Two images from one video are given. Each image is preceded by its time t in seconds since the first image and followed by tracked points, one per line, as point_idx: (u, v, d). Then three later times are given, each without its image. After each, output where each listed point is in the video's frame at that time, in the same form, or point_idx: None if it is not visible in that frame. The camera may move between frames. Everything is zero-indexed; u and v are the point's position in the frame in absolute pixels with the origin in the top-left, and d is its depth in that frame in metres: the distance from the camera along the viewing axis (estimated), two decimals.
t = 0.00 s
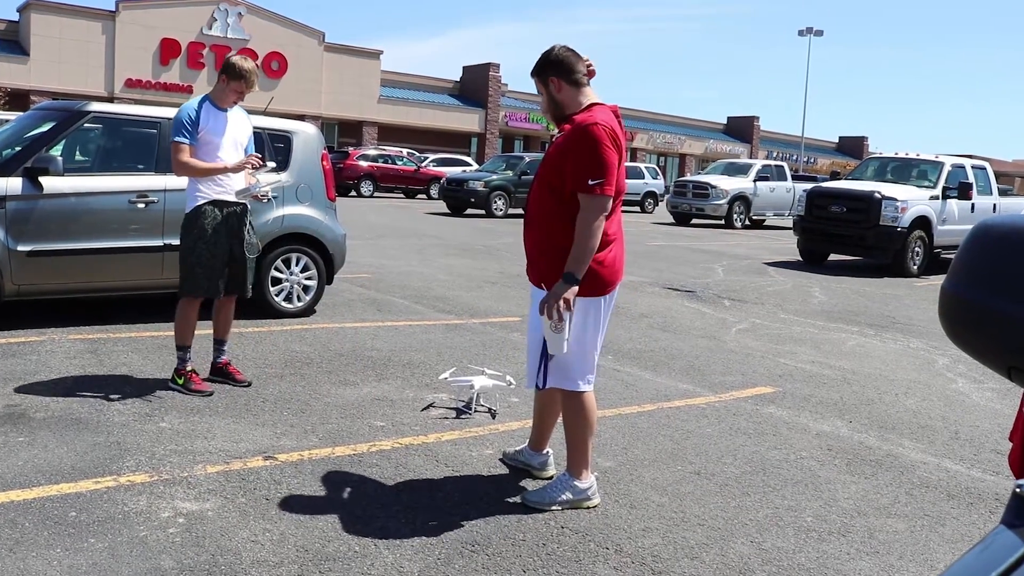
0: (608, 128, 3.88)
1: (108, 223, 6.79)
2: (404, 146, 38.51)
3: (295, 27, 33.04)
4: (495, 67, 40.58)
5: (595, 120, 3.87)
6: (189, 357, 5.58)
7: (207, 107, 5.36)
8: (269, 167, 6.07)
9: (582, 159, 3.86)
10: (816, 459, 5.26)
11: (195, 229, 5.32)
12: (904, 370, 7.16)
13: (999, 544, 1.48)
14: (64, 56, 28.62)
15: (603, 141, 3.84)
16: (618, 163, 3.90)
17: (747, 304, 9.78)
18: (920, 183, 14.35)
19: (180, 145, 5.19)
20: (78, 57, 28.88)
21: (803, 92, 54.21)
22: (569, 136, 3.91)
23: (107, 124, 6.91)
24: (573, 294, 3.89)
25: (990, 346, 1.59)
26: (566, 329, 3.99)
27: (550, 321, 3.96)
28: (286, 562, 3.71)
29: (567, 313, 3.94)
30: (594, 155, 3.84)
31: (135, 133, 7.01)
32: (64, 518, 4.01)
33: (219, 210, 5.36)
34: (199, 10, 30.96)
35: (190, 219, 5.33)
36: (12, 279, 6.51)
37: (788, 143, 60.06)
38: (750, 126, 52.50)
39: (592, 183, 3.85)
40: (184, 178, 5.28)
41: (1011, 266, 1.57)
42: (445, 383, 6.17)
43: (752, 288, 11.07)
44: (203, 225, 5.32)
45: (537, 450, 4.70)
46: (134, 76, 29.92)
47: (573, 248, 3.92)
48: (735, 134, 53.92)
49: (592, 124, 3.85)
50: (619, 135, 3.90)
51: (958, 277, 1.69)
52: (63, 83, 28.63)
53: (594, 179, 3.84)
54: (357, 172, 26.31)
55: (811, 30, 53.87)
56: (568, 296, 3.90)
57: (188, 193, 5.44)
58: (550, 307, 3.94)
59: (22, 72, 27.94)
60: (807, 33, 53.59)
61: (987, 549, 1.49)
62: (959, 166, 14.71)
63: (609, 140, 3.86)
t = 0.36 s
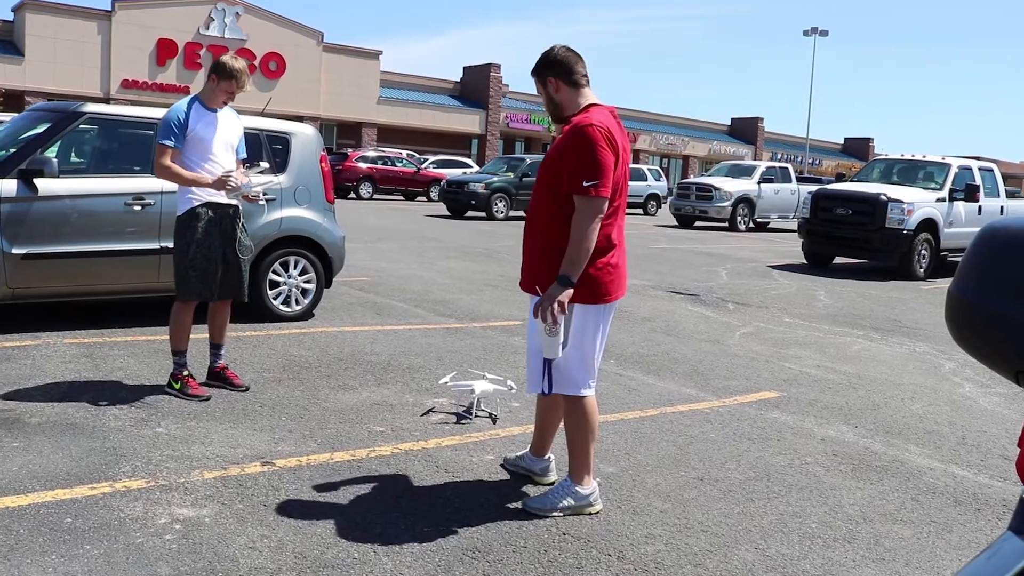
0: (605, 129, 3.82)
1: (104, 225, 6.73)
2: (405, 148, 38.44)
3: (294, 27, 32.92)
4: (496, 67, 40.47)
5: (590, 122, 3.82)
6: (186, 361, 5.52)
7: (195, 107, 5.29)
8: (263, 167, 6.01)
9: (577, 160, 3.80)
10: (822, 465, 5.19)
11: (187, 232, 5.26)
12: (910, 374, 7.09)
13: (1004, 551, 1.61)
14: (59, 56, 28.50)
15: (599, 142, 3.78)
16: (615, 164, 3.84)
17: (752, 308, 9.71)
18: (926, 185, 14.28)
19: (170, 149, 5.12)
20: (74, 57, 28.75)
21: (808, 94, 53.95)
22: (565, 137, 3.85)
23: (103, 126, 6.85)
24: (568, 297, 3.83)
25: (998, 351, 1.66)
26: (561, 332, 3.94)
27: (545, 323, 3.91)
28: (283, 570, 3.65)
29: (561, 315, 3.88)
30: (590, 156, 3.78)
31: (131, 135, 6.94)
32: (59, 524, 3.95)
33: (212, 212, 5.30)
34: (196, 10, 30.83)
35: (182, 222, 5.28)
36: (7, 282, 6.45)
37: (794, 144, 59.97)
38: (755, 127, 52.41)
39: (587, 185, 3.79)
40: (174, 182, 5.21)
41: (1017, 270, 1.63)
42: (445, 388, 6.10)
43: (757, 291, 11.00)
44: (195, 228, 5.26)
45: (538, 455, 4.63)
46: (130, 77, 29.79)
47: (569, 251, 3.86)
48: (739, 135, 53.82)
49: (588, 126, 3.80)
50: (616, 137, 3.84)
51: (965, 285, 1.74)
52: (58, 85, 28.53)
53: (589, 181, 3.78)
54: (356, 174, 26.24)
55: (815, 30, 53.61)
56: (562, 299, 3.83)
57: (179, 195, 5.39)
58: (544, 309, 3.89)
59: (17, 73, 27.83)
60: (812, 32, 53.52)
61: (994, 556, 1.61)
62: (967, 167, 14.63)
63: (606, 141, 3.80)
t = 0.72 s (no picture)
0: (603, 127, 3.77)
1: (99, 228, 6.67)
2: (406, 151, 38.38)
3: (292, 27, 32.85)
4: (497, 68, 40.39)
5: (588, 120, 3.77)
6: (183, 366, 5.46)
7: (189, 108, 5.22)
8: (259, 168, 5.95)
9: (575, 159, 3.75)
10: (827, 470, 5.13)
11: (185, 234, 5.21)
12: (916, 379, 7.02)
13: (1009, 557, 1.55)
14: (54, 57, 28.40)
15: (596, 139, 3.73)
16: (615, 163, 3.78)
17: (756, 312, 9.64)
18: (932, 187, 14.19)
19: (165, 153, 5.06)
20: (68, 57, 28.65)
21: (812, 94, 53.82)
22: (562, 136, 3.80)
23: (99, 127, 6.79)
24: (569, 297, 3.76)
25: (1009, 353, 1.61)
26: (565, 333, 3.87)
27: (547, 324, 3.84)
28: None
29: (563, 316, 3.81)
30: (587, 154, 3.72)
31: (127, 136, 6.88)
32: (53, 531, 3.89)
33: (210, 214, 5.24)
34: (192, 10, 30.71)
35: (180, 224, 5.22)
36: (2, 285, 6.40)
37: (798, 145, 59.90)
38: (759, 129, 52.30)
39: (585, 183, 3.73)
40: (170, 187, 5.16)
41: None
42: (446, 393, 6.03)
43: (762, 295, 10.93)
44: (193, 230, 5.21)
45: (540, 461, 4.56)
46: (127, 77, 29.71)
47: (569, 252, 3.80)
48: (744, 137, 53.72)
49: (585, 124, 3.75)
50: (615, 136, 3.79)
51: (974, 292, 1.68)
52: (54, 86, 28.45)
53: (588, 179, 3.72)
54: (355, 176, 26.18)
55: (820, 30, 53.46)
56: (563, 300, 3.77)
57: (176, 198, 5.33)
58: (546, 310, 3.81)
59: (13, 74, 27.73)
60: (816, 32, 53.47)
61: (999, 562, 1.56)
62: (973, 169, 14.51)
63: (604, 139, 3.74)
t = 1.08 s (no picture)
0: (613, 128, 3.71)
1: (95, 230, 6.62)
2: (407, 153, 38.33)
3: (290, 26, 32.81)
4: (497, 69, 40.33)
5: (598, 121, 3.71)
6: (181, 370, 5.40)
7: (186, 109, 5.16)
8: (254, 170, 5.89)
9: (583, 159, 3.69)
10: (832, 476, 5.06)
11: (183, 236, 5.15)
12: (922, 383, 6.94)
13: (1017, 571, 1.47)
14: (49, 57, 28.36)
15: (606, 141, 3.67)
16: (623, 166, 3.72)
17: (760, 315, 9.57)
18: (939, 189, 14.12)
19: (161, 155, 5.01)
20: (63, 57, 28.61)
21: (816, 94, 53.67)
22: (572, 136, 3.75)
23: (95, 128, 6.73)
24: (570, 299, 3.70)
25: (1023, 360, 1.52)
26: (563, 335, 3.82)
27: (546, 325, 3.79)
28: None
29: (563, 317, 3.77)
30: (596, 155, 3.67)
31: (124, 138, 6.82)
32: (49, 537, 3.82)
33: (208, 217, 5.17)
34: (189, 10, 30.67)
35: (177, 226, 5.16)
36: None
37: (802, 146, 59.80)
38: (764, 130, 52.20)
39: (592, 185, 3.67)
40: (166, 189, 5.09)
41: None
42: (446, 397, 5.96)
43: (767, 298, 10.87)
44: (191, 232, 5.15)
45: (542, 466, 4.49)
46: (123, 77, 29.65)
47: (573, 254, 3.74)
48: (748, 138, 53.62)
49: (596, 124, 3.70)
50: (625, 138, 3.73)
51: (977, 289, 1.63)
52: (49, 87, 28.41)
53: (595, 180, 3.66)
54: (354, 178, 26.12)
55: (825, 30, 53.31)
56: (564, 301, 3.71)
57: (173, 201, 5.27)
58: (546, 310, 3.77)
59: (8, 74, 27.67)
60: (821, 32, 53.44)
61: None
62: (980, 170, 14.48)
63: (613, 140, 3.69)
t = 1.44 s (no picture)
0: (622, 133, 3.65)
1: (91, 232, 6.56)
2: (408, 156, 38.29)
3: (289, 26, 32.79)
4: (498, 70, 40.30)
5: (607, 126, 3.66)
6: (177, 375, 5.34)
7: (185, 111, 5.12)
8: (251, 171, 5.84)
9: (593, 166, 3.64)
10: (837, 481, 5.00)
11: (181, 239, 5.09)
12: (928, 388, 6.88)
13: None
14: (44, 57, 28.34)
15: (616, 147, 3.61)
16: (634, 172, 3.66)
17: (764, 319, 9.51)
18: (945, 191, 14.06)
19: (159, 157, 4.96)
20: (59, 57, 28.58)
21: (821, 95, 53.56)
22: (581, 143, 3.69)
23: (90, 130, 6.68)
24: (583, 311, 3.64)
25: None
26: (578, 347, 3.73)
27: (558, 340, 3.72)
28: None
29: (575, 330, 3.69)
30: (606, 162, 3.61)
31: (120, 139, 6.77)
32: (44, 544, 3.76)
33: (205, 220, 5.11)
34: (186, 10, 30.64)
35: (174, 229, 5.10)
36: None
37: (805, 148, 59.71)
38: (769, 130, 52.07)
39: (603, 193, 3.61)
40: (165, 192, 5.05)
41: None
42: (446, 402, 5.90)
43: (771, 302, 10.80)
44: (189, 235, 5.09)
45: (546, 472, 4.43)
46: (119, 78, 29.61)
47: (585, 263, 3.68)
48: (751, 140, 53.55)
49: (604, 130, 3.64)
50: (635, 144, 3.67)
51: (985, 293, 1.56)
52: (45, 87, 28.39)
53: (606, 188, 3.61)
54: (353, 179, 26.07)
55: (829, 30, 53.21)
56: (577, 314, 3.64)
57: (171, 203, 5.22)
58: (558, 324, 3.69)
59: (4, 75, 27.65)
60: (826, 31, 53.28)
61: None
62: (987, 172, 14.42)
63: (623, 146, 3.63)
